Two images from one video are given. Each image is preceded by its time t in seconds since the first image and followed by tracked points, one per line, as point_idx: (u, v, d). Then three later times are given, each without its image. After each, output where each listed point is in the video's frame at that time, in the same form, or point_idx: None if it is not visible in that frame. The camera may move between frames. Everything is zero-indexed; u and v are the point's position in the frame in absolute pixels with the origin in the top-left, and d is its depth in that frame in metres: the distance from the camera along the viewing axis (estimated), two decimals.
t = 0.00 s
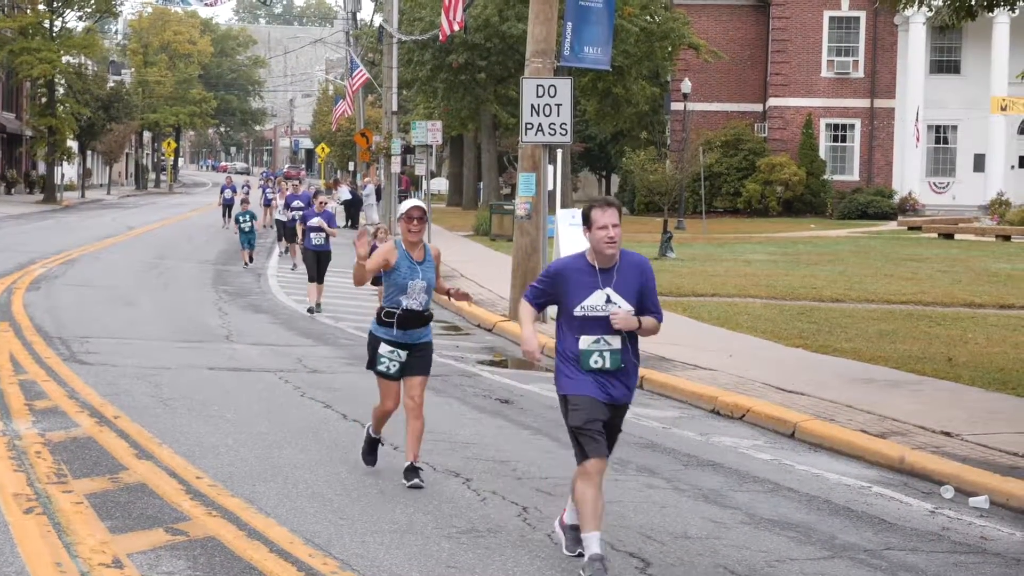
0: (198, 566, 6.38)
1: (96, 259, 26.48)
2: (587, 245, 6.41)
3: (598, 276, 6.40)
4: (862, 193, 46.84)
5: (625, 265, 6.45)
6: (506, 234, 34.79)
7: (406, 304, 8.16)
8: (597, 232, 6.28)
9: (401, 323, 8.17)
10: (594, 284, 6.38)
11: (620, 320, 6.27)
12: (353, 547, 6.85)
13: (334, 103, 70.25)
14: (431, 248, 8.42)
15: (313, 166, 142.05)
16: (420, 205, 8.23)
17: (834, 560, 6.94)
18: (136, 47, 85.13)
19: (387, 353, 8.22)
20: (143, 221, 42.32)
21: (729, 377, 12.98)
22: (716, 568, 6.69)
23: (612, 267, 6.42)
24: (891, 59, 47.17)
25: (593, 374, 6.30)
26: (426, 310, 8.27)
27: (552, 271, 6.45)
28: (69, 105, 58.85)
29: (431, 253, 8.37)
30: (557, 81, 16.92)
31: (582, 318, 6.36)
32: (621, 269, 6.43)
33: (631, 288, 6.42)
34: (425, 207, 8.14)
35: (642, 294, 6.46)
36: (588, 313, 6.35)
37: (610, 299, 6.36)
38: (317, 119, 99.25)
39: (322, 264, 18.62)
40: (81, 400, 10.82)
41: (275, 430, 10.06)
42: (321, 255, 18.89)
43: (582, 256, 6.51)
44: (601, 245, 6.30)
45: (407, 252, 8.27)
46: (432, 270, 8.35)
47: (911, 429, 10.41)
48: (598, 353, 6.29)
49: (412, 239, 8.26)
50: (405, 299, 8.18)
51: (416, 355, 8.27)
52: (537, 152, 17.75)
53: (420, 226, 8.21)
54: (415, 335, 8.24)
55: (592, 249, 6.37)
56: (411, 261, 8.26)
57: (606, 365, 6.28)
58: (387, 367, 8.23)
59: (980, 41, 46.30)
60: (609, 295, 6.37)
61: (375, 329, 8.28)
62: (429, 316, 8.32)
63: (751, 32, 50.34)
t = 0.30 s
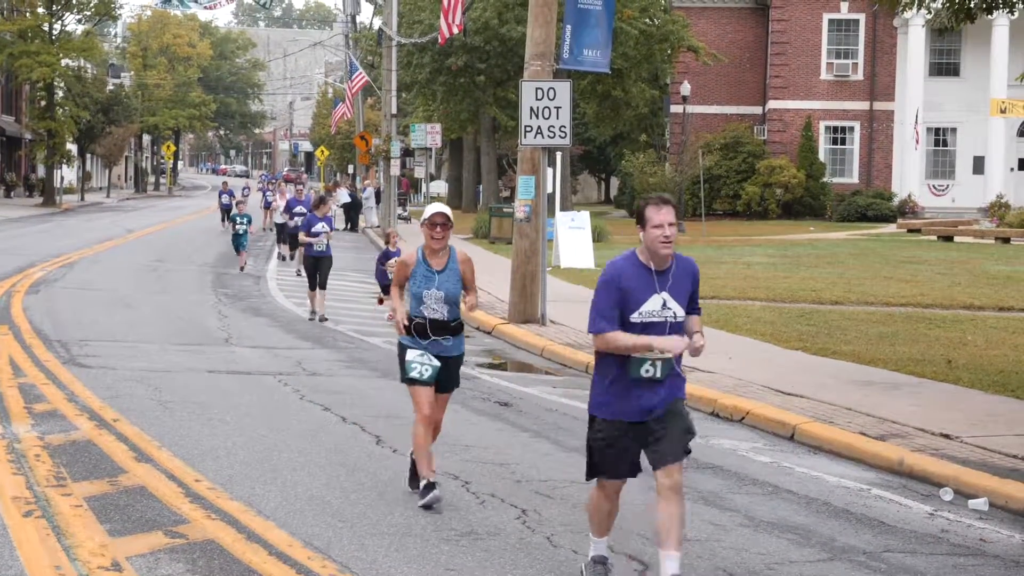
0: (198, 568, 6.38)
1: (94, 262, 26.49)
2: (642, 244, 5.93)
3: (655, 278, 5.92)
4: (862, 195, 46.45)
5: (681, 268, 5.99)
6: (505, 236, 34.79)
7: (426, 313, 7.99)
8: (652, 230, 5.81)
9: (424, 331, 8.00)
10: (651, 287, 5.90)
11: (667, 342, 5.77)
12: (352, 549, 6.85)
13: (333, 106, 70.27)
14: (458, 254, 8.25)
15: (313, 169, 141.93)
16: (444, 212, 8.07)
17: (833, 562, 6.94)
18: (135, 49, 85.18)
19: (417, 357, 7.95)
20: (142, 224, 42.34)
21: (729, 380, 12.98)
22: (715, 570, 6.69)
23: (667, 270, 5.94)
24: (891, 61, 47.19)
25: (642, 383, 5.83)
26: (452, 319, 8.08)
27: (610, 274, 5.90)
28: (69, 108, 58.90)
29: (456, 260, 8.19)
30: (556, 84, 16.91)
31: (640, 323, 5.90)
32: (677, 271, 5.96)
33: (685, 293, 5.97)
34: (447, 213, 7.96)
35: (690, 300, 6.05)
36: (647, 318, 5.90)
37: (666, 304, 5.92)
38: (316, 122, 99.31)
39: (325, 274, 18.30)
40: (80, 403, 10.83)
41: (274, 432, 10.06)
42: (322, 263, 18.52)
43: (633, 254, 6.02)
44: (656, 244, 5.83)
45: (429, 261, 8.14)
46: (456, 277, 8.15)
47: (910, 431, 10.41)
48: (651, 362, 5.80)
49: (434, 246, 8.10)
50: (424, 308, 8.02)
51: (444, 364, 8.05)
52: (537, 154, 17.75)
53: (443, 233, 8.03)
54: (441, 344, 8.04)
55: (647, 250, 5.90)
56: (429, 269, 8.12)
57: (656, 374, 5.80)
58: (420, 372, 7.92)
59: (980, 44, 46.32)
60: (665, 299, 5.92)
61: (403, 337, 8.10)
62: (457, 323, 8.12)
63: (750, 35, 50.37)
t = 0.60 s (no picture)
0: (197, 568, 6.38)
1: (93, 262, 26.50)
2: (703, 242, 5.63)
3: (713, 279, 5.61)
4: (862, 195, 46.58)
5: (743, 268, 5.67)
6: (505, 236, 34.76)
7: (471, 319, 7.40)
8: (715, 226, 5.51)
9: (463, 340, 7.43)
10: (709, 287, 5.60)
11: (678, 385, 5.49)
12: (352, 549, 6.85)
13: (333, 107, 70.27)
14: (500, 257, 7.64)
15: (312, 169, 141.79)
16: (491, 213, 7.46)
17: (832, 562, 6.93)
18: (134, 50, 85.18)
19: (449, 374, 7.44)
20: (142, 224, 42.34)
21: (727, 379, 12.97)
22: (715, 570, 6.68)
23: (730, 269, 5.64)
24: (890, 61, 47.18)
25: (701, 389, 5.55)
26: (494, 325, 7.50)
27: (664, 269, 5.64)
28: (68, 108, 58.92)
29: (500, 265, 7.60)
30: (556, 83, 16.90)
31: (692, 323, 5.60)
32: (739, 272, 5.65)
33: (748, 296, 5.64)
34: (495, 215, 7.36)
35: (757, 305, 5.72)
36: (701, 318, 5.58)
37: (725, 304, 5.59)
38: (316, 123, 99.31)
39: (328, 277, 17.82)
40: (79, 403, 10.84)
41: (274, 432, 10.06)
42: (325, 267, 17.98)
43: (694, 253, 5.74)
44: (718, 242, 5.55)
45: (473, 262, 7.52)
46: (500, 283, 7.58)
47: (910, 430, 10.39)
48: (705, 365, 5.53)
49: (479, 248, 7.49)
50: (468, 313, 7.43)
51: (482, 375, 7.47)
52: (536, 153, 17.81)
53: (489, 235, 7.43)
54: (480, 353, 7.47)
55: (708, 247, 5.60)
56: (478, 272, 7.52)
57: (711, 378, 5.53)
58: (450, 389, 7.44)
59: (979, 44, 46.31)
60: (724, 300, 5.59)
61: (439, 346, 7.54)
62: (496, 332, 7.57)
63: (750, 34, 50.33)
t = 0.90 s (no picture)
0: (196, 568, 6.38)
1: (93, 261, 26.49)
2: (767, 264, 5.23)
3: (781, 304, 5.20)
4: (861, 192, 46.89)
5: (812, 289, 5.25)
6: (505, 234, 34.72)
7: (504, 334, 7.01)
8: (781, 247, 5.13)
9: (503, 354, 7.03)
10: (779, 315, 5.18)
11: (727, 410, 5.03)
12: (352, 548, 6.83)
13: (332, 105, 70.29)
14: (546, 267, 7.18)
15: (312, 167, 141.70)
16: (532, 221, 7.03)
17: (832, 559, 6.93)
18: (133, 49, 85.15)
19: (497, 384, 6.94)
20: (141, 224, 42.35)
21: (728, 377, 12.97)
22: (714, 568, 6.69)
23: (798, 294, 5.22)
24: (889, 58, 47.21)
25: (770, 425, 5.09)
26: (533, 339, 7.06)
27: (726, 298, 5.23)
28: (67, 107, 58.87)
29: (543, 275, 7.10)
30: (555, 82, 16.88)
31: (761, 358, 5.17)
32: (809, 295, 5.23)
33: (820, 320, 5.21)
34: (533, 221, 6.94)
35: (831, 329, 5.28)
36: (772, 351, 5.15)
37: (797, 333, 5.17)
38: (315, 122, 99.28)
39: (334, 283, 17.41)
40: (78, 402, 10.81)
41: (274, 431, 10.05)
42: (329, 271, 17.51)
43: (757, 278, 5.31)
44: (785, 263, 5.13)
45: (510, 272, 7.09)
46: (543, 293, 7.10)
47: (910, 428, 10.39)
48: (779, 402, 5.09)
49: (519, 257, 7.06)
50: (503, 327, 7.02)
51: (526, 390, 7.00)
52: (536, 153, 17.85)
53: (528, 243, 7.00)
54: (520, 369, 7.05)
55: (772, 270, 5.20)
56: (512, 283, 7.08)
57: (786, 415, 5.09)
58: (501, 398, 6.92)
59: (979, 41, 46.20)
60: (796, 328, 5.17)
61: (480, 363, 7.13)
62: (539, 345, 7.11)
63: (748, 32, 50.32)
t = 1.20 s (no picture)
0: (193, 568, 6.37)
1: (91, 262, 26.49)
2: (862, 265, 4.93)
3: (882, 306, 4.90)
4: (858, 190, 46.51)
5: (908, 289, 4.96)
6: (502, 234, 34.66)
7: (558, 353, 6.35)
8: (882, 246, 4.84)
9: (550, 378, 6.35)
10: (878, 316, 4.88)
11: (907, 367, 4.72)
12: (349, 548, 6.84)
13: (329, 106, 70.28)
14: (589, 283, 6.59)
15: (308, 167, 141.61)
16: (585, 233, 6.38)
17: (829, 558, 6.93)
18: (130, 49, 85.07)
19: (536, 412, 6.34)
20: (137, 224, 42.35)
21: (725, 377, 12.98)
22: (711, 567, 6.70)
23: (895, 293, 4.92)
24: (885, 58, 47.19)
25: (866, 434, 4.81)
26: (586, 359, 6.43)
27: (828, 299, 4.87)
28: (64, 107, 58.80)
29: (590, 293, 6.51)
30: (551, 81, 16.89)
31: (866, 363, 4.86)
32: (906, 295, 4.94)
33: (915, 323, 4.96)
34: (593, 234, 6.26)
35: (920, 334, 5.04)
36: (878, 356, 4.86)
37: (898, 335, 4.88)
38: (312, 122, 99.22)
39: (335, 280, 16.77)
40: (75, 403, 10.81)
41: (270, 431, 10.04)
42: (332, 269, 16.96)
43: (848, 278, 4.98)
44: (887, 262, 4.84)
45: (559, 289, 6.43)
46: (591, 312, 6.51)
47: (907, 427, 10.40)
48: (885, 407, 4.76)
49: (569, 271, 6.42)
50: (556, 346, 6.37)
51: (574, 413, 6.38)
52: (532, 152, 17.80)
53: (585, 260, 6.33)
54: (571, 391, 6.38)
55: (869, 270, 4.90)
56: (563, 299, 6.43)
57: (891, 424, 4.78)
58: (536, 430, 6.34)
59: (975, 39, 46.21)
60: (897, 331, 4.89)
61: (523, 385, 6.45)
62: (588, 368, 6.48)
63: (745, 31, 50.34)
